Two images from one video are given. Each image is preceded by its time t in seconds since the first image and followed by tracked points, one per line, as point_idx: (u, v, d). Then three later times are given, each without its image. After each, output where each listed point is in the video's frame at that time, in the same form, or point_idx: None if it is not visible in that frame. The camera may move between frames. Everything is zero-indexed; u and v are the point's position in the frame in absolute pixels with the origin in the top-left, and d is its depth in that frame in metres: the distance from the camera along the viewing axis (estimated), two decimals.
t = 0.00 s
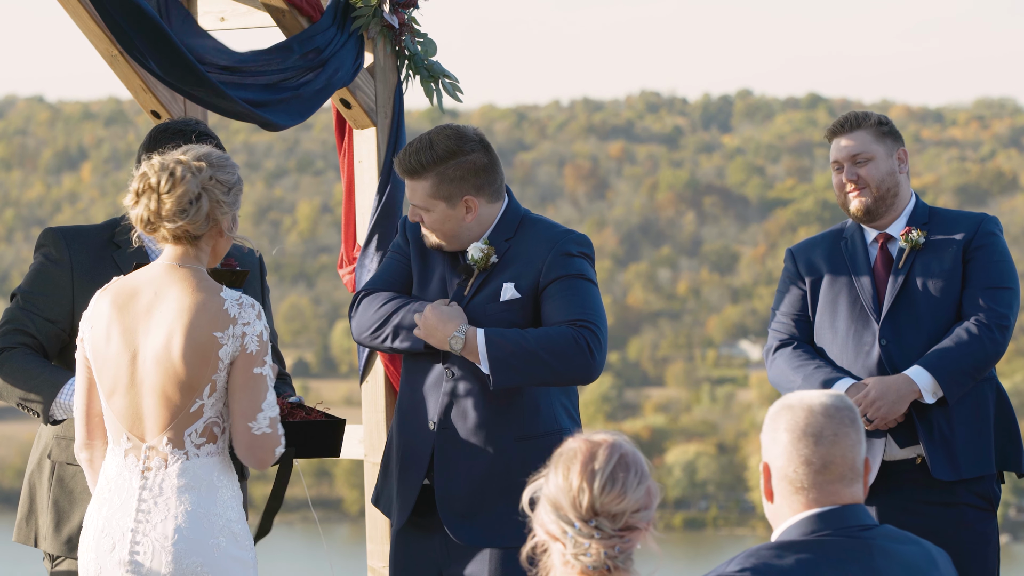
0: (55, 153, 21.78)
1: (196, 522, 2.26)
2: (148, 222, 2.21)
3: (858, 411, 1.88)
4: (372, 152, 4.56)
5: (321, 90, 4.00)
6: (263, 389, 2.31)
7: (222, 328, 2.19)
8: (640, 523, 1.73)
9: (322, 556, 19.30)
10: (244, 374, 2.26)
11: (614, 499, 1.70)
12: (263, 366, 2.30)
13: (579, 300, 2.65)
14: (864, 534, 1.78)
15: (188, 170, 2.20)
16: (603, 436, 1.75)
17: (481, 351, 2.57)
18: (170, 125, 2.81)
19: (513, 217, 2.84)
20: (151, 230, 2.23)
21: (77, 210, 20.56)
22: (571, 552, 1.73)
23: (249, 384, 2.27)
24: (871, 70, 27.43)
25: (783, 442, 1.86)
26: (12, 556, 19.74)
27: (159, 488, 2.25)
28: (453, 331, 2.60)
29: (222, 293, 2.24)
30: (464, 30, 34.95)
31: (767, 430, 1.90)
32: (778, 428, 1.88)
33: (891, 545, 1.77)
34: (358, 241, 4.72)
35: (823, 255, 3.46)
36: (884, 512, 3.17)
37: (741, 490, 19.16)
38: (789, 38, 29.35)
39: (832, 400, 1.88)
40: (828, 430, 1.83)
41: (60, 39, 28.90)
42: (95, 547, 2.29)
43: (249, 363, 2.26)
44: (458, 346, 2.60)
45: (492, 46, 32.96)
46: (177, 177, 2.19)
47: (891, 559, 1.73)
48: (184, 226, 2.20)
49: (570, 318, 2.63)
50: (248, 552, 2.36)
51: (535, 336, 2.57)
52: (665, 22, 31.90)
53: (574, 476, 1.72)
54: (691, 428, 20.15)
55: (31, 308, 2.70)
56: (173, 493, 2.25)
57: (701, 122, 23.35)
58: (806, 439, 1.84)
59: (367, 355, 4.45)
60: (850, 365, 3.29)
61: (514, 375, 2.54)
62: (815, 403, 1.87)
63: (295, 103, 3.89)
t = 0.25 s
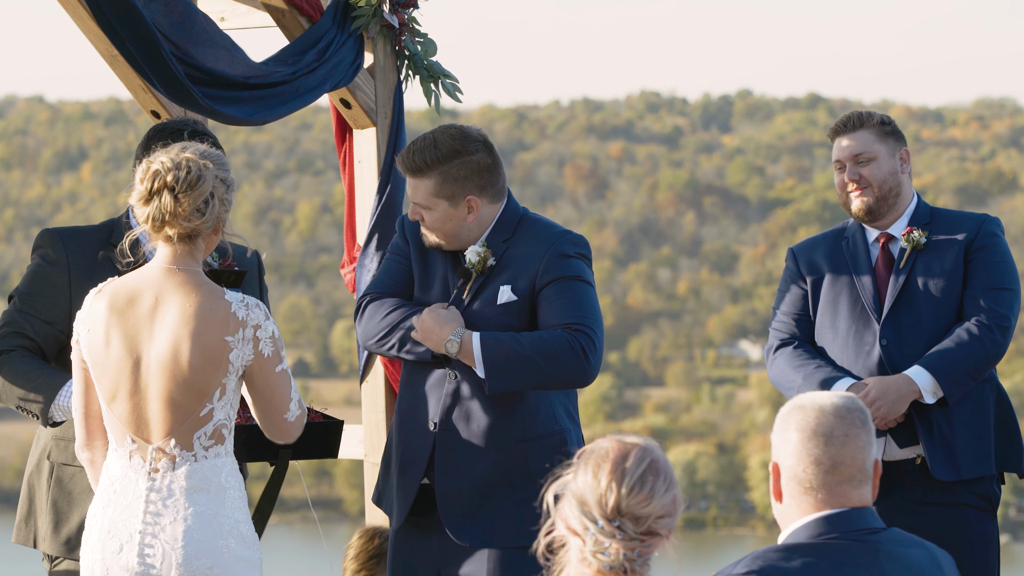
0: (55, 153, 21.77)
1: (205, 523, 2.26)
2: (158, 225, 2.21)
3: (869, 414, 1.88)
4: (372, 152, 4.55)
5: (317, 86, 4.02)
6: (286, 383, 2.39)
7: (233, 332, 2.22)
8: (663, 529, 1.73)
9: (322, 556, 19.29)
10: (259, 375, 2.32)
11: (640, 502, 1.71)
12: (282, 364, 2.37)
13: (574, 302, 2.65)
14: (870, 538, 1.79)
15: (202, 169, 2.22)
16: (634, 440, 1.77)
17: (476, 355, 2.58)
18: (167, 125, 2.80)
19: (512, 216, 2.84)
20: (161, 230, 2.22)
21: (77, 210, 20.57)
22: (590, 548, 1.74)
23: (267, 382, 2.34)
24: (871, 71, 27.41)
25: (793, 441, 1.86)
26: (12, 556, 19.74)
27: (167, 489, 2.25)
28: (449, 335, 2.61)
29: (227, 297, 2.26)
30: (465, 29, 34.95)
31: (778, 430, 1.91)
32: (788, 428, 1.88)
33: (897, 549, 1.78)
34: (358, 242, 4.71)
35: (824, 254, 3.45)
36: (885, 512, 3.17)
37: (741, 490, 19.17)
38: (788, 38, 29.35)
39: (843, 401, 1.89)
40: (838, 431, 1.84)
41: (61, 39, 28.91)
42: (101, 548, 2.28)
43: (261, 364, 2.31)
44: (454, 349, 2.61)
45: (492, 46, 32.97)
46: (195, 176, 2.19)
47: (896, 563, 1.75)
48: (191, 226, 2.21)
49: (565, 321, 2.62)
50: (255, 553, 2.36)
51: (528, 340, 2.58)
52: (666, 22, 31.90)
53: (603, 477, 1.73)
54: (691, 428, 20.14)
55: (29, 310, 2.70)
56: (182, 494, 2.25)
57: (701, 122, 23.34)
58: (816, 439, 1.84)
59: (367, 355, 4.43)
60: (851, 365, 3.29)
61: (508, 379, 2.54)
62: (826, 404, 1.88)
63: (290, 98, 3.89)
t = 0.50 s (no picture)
0: (55, 153, 21.76)
1: (215, 526, 2.30)
2: (139, 251, 2.19)
3: (867, 414, 1.88)
4: (372, 152, 4.55)
5: (318, 84, 4.04)
6: (283, 379, 2.44)
7: (239, 339, 2.25)
8: (677, 532, 1.85)
9: (322, 555, 19.28)
10: (262, 375, 2.37)
11: (658, 502, 1.83)
12: (281, 364, 2.41)
13: (580, 303, 2.62)
14: (869, 537, 1.79)
15: (169, 192, 2.16)
16: (653, 442, 1.89)
17: (488, 370, 2.53)
18: (164, 124, 2.84)
19: (509, 216, 2.86)
20: (144, 255, 2.20)
21: (77, 210, 20.57)
22: (602, 545, 1.86)
23: (271, 381, 2.39)
24: (872, 70, 27.35)
25: (792, 443, 1.86)
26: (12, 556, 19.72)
27: (175, 495, 2.27)
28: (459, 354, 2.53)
29: (229, 302, 2.27)
30: (464, 29, 34.91)
31: (776, 431, 1.91)
32: (787, 429, 1.88)
33: (895, 547, 1.78)
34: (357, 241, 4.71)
35: (824, 254, 3.45)
36: (884, 512, 3.17)
37: (741, 489, 19.16)
38: (788, 38, 29.30)
39: (842, 402, 1.88)
40: (838, 433, 1.83)
41: (61, 39, 28.90)
42: (105, 555, 2.29)
43: (266, 366, 2.36)
44: (465, 368, 2.54)
45: (492, 46, 32.93)
46: (162, 203, 2.15)
47: (895, 562, 1.75)
48: (174, 248, 2.18)
49: (570, 325, 2.59)
50: (262, 555, 2.41)
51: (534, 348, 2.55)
52: (666, 22, 31.85)
53: (622, 477, 1.85)
54: (691, 428, 20.15)
55: (24, 311, 2.72)
56: (190, 499, 2.28)
57: (701, 122, 23.31)
58: (816, 440, 1.84)
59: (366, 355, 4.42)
60: (850, 365, 3.29)
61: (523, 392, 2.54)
62: (826, 405, 1.87)
63: (291, 98, 3.93)
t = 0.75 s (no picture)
0: (55, 153, 21.78)
1: (214, 529, 2.32)
2: (126, 251, 2.21)
3: (871, 416, 1.89)
4: (372, 152, 4.55)
5: (318, 86, 4.06)
6: (278, 389, 2.41)
7: (225, 340, 2.23)
8: (676, 531, 1.85)
9: (322, 555, 19.30)
10: (252, 381, 2.33)
11: (657, 501, 1.84)
12: (273, 369, 2.38)
13: (592, 298, 2.65)
14: (871, 538, 1.81)
15: (157, 193, 2.16)
16: (652, 442, 1.90)
17: (553, 443, 2.57)
18: (155, 123, 2.91)
19: (505, 217, 2.85)
20: (129, 254, 2.21)
21: (77, 210, 20.60)
22: (602, 544, 1.86)
23: (261, 389, 2.35)
24: (871, 70, 27.35)
25: (795, 444, 1.86)
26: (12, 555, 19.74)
27: (173, 499, 2.28)
28: (521, 447, 2.60)
29: (217, 304, 2.26)
30: (464, 29, 34.90)
31: (777, 432, 1.91)
32: (790, 430, 1.88)
33: (894, 548, 1.80)
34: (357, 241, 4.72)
35: (824, 253, 3.45)
36: (883, 513, 3.17)
37: (741, 489, 19.17)
38: (788, 38, 29.29)
39: (846, 404, 1.89)
40: (843, 434, 1.84)
41: (61, 39, 28.91)
42: (105, 560, 2.31)
43: (256, 370, 2.32)
44: (535, 454, 2.60)
45: (492, 46, 32.93)
46: (149, 203, 2.15)
47: (894, 563, 1.77)
48: (162, 247, 2.19)
49: (586, 328, 2.61)
50: (263, 555, 2.42)
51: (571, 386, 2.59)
52: (665, 22, 31.84)
53: (624, 478, 1.86)
54: (691, 428, 20.15)
55: (21, 313, 2.78)
56: (188, 502, 2.29)
57: (701, 122, 23.31)
58: (819, 443, 1.84)
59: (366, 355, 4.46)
60: (849, 365, 3.30)
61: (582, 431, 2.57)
62: (829, 407, 1.88)
63: (290, 101, 3.95)
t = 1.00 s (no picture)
0: (55, 153, 21.78)
1: (206, 527, 2.31)
2: (123, 244, 2.21)
3: (873, 416, 1.88)
4: (372, 152, 4.55)
5: (322, 88, 4.06)
6: (270, 390, 2.39)
7: (216, 339, 2.22)
8: (676, 532, 1.85)
9: (322, 555, 19.30)
10: (244, 380, 2.31)
11: (658, 501, 1.84)
12: (264, 369, 2.36)
13: (597, 300, 2.65)
14: (872, 540, 1.81)
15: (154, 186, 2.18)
16: (654, 441, 1.90)
17: (570, 444, 2.61)
18: (148, 124, 2.90)
19: (506, 216, 2.86)
20: (127, 247, 2.22)
21: (77, 210, 20.60)
22: (602, 543, 1.86)
23: (252, 389, 2.33)
24: (870, 70, 27.40)
25: (797, 445, 1.86)
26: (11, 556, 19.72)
27: (168, 497, 2.29)
28: (541, 451, 2.63)
29: (209, 302, 2.24)
30: (465, 30, 34.90)
31: (780, 433, 1.90)
32: (793, 430, 1.88)
33: (896, 548, 1.80)
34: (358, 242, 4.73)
35: (823, 254, 3.46)
36: (883, 513, 3.17)
37: (741, 490, 19.19)
38: (788, 38, 29.30)
39: (848, 404, 1.88)
40: (845, 436, 1.83)
41: (61, 39, 28.90)
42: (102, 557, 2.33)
43: (249, 370, 2.31)
44: (551, 456, 2.64)
45: (492, 46, 32.94)
46: (147, 196, 2.17)
47: (895, 564, 1.77)
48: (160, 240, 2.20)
49: (597, 325, 2.63)
50: (257, 555, 2.41)
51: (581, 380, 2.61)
52: (666, 22, 31.87)
53: (623, 475, 1.87)
54: (691, 428, 20.14)
55: (19, 316, 2.80)
56: (181, 501, 2.29)
57: (701, 122, 23.32)
58: (821, 444, 1.84)
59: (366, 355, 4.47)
60: (849, 365, 3.30)
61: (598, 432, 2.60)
62: (831, 407, 1.87)
63: (295, 101, 3.95)
